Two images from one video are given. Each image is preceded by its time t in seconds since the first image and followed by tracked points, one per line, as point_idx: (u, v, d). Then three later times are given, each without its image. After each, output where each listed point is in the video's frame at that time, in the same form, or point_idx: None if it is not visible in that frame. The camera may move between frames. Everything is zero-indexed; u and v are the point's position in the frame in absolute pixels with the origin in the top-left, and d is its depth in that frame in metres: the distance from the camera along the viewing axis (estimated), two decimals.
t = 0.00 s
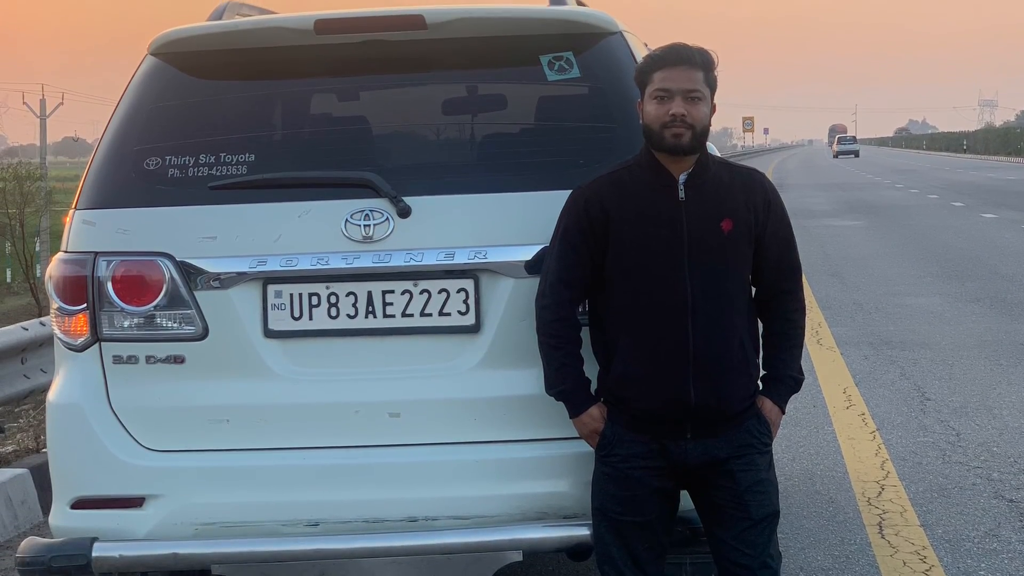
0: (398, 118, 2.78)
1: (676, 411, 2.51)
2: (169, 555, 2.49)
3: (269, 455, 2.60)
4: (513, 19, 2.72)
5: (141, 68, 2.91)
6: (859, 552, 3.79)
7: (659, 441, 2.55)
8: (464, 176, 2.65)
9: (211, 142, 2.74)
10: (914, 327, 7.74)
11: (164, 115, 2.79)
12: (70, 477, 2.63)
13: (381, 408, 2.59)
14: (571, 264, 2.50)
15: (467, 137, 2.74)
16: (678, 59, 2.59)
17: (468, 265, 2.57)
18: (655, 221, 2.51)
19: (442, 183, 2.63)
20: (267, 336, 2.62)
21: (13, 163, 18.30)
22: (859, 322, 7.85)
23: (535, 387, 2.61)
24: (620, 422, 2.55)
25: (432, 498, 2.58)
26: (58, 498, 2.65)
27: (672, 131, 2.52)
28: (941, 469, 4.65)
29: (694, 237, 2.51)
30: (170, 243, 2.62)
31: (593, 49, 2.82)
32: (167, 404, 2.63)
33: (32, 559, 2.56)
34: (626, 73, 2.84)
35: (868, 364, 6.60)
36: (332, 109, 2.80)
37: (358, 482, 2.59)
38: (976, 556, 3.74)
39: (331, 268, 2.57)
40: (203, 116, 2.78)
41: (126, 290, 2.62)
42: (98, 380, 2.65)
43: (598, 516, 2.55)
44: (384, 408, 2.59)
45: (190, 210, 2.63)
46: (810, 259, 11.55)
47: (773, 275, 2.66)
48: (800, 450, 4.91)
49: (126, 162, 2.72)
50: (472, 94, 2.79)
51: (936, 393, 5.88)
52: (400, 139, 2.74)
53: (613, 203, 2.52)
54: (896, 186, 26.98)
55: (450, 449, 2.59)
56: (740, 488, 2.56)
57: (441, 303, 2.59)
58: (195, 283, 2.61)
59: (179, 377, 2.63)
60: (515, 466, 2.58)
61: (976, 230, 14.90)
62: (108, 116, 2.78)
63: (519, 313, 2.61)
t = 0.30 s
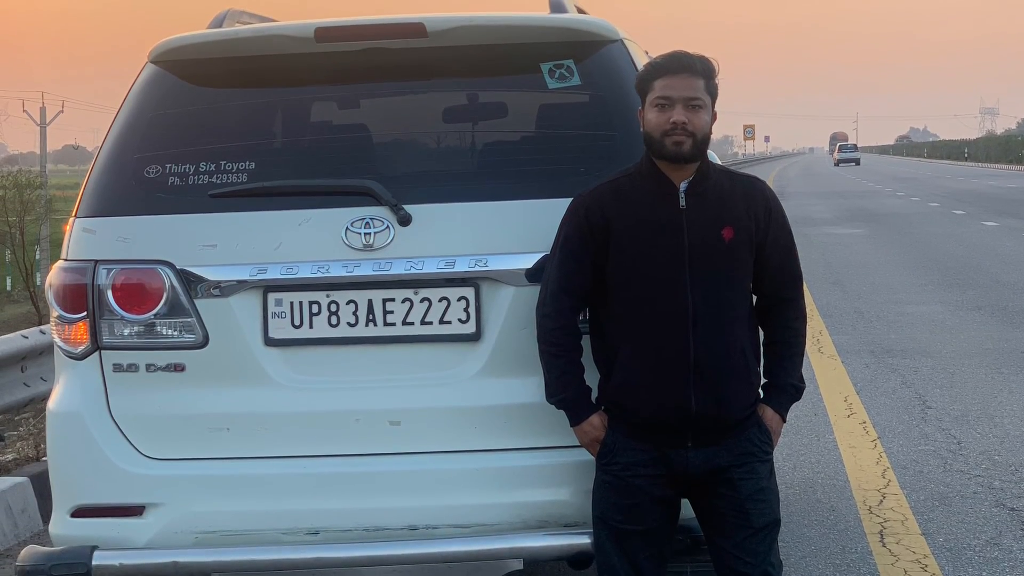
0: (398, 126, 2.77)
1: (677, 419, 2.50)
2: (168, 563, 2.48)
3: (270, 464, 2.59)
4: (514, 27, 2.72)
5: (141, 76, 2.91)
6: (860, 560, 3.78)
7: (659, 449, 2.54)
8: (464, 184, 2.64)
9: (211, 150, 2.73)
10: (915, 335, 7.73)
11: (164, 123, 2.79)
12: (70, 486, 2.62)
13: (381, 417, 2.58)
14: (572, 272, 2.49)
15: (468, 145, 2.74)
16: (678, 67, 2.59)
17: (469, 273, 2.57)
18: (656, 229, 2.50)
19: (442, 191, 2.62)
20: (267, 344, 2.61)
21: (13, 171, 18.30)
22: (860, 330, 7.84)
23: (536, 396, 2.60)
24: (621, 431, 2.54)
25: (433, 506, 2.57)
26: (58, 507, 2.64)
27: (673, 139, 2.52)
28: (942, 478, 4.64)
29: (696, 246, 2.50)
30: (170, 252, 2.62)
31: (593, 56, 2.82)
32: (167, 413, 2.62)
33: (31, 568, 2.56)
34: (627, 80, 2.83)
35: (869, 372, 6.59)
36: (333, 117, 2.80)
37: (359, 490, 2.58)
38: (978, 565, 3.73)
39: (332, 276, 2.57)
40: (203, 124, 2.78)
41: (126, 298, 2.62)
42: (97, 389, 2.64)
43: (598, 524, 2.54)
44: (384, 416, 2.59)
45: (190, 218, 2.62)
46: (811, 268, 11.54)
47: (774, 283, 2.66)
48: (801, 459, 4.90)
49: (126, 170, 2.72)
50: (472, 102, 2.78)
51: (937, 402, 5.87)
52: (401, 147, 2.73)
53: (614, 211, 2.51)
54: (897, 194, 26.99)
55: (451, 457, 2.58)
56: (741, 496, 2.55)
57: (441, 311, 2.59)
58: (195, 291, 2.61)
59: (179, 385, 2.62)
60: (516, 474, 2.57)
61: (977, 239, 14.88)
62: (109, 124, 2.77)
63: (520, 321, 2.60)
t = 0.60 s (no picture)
0: (399, 134, 2.77)
1: (678, 428, 2.49)
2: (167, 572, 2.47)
3: (270, 472, 2.58)
4: (515, 35, 2.72)
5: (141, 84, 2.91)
6: (861, 569, 3.76)
7: (660, 458, 2.53)
8: (465, 192, 2.64)
9: (211, 158, 2.73)
10: (916, 343, 7.72)
11: (165, 131, 2.79)
12: (70, 494, 2.61)
13: (381, 424, 2.58)
14: (573, 280, 2.48)
15: (469, 153, 2.72)
16: (679, 75, 2.59)
17: (470, 281, 2.56)
18: (657, 237, 2.50)
19: (443, 199, 2.62)
20: (268, 352, 2.60)
21: (13, 179, 18.30)
22: (861, 339, 7.83)
23: (537, 404, 2.59)
24: (622, 439, 2.53)
25: (434, 515, 2.55)
26: (58, 516, 2.64)
27: (674, 147, 2.52)
28: (943, 486, 4.63)
29: (697, 254, 2.49)
30: (170, 260, 2.61)
31: (593, 64, 2.81)
32: (167, 421, 2.61)
33: None
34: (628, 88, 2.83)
35: (870, 380, 6.57)
36: (334, 125, 2.80)
37: (359, 498, 2.56)
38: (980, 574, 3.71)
39: (332, 284, 2.56)
40: (204, 132, 2.78)
41: (126, 306, 2.61)
42: (98, 397, 2.63)
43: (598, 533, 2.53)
44: (385, 424, 2.58)
45: (190, 226, 2.62)
46: (811, 276, 11.52)
47: (775, 292, 2.65)
48: (801, 467, 4.89)
49: (126, 178, 2.71)
50: (473, 110, 2.78)
51: (939, 410, 5.85)
52: (402, 155, 2.73)
53: (616, 219, 2.51)
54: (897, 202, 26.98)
55: (451, 465, 2.57)
56: (742, 504, 2.54)
57: (442, 319, 2.58)
58: (195, 299, 2.60)
59: (179, 394, 2.62)
60: (517, 483, 2.56)
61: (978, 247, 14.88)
62: (109, 132, 2.77)
63: (522, 330, 2.59)
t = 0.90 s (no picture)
0: (400, 142, 2.77)
1: (678, 436, 2.48)
2: None
3: (269, 480, 2.57)
4: (515, 42, 2.72)
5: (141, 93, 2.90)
6: None
7: (660, 466, 2.52)
8: (466, 200, 2.63)
9: (212, 166, 2.72)
10: (917, 352, 7.71)
11: (165, 139, 2.78)
12: (70, 503, 2.60)
13: (382, 433, 2.57)
14: (574, 288, 2.48)
15: (469, 160, 2.73)
16: (680, 83, 2.58)
17: (470, 289, 2.55)
18: (657, 246, 2.49)
19: (444, 207, 2.61)
20: (268, 361, 2.59)
21: (12, 187, 18.31)
22: (863, 347, 7.82)
23: (538, 413, 2.58)
24: (622, 447, 2.52)
25: (434, 523, 2.54)
26: (58, 524, 2.63)
27: (675, 155, 2.51)
28: (945, 494, 4.61)
29: (697, 262, 2.49)
30: (171, 268, 2.61)
31: (596, 71, 2.81)
32: (166, 429, 2.61)
33: None
34: (629, 96, 2.82)
35: (871, 389, 6.56)
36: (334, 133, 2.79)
37: (359, 507, 2.56)
38: None
39: (333, 292, 2.55)
40: (204, 139, 2.77)
41: (126, 314, 2.60)
42: (97, 405, 2.63)
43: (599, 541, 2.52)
44: (385, 433, 2.57)
45: (191, 234, 2.61)
46: (812, 284, 11.51)
47: (776, 300, 2.64)
48: (802, 475, 4.87)
49: (126, 186, 2.71)
50: (474, 118, 2.78)
51: (940, 418, 5.84)
52: (402, 163, 2.72)
53: (616, 227, 2.50)
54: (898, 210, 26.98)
55: (452, 474, 2.56)
56: (743, 513, 2.53)
57: (443, 327, 2.57)
58: (196, 307, 2.59)
59: (179, 402, 2.61)
60: (518, 491, 2.55)
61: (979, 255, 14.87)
62: (109, 140, 2.77)
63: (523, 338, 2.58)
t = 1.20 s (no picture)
0: (400, 150, 2.76)
1: (679, 445, 2.48)
2: None
3: (269, 489, 2.56)
4: (516, 50, 2.72)
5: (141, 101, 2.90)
6: None
7: (661, 475, 2.51)
8: (466, 208, 2.63)
9: (212, 174, 2.72)
10: (918, 360, 7.70)
11: (165, 147, 2.78)
12: (71, 511, 2.59)
13: (382, 441, 2.56)
14: (574, 297, 2.47)
15: (470, 169, 2.73)
16: (681, 91, 2.58)
17: (471, 297, 2.55)
18: (658, 254, 2.49)
19: (444, 216, 2.61)
20: (268, 369, 2.59)
21: (13, 195, 18.31)
22: (863, 355, 7.80)
23: (539, 421, 2.58)
24: (623, 455, 2.51)
25: (434, 532, 2.53)
26: (59, 532, 2.62)
27: (676, 163, 2.51)
28: (946, 503, 4.60)
29: (698, 271, 2.48)
30: (171, 276, 2.60)
31: (598, 79, 2.81)
32: (166, 437, 2.60)
33: None
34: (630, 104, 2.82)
35: (873, 397, 6.54)
36: (334, 141, 2.79)
37: (359, 515, 2.55)
38: None
39: (333, 300, 2.55)
40: (204, 148, 2.77)
41: (126, 323, 2.60)
42: (97, 414, 2.62)
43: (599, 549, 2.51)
44: (385, 441, 2.56)
45: (191, 242, 2.61)
46: (813, 292, 11.50)
47: (776, 309, 2.64)
48: (803, 484, 4.86)
49: (126, 194, 2.71)
50: (474, 126, 2.77)
51: (941, 427, 5.82)
52: (402, 171, 2.72)
53: (617, 235, 2.49)
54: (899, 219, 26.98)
55: (452, 482, 2.55)
56: (744, 522, 2.52)
57: (443, 336, 2.57)
58: (196, 315, 2.59)
59: (179, 410, 2.60)
60: (518, 500, 2.54)
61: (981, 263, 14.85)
62: (109, 148, 2.76)
63: (523, 346, 2.58)
